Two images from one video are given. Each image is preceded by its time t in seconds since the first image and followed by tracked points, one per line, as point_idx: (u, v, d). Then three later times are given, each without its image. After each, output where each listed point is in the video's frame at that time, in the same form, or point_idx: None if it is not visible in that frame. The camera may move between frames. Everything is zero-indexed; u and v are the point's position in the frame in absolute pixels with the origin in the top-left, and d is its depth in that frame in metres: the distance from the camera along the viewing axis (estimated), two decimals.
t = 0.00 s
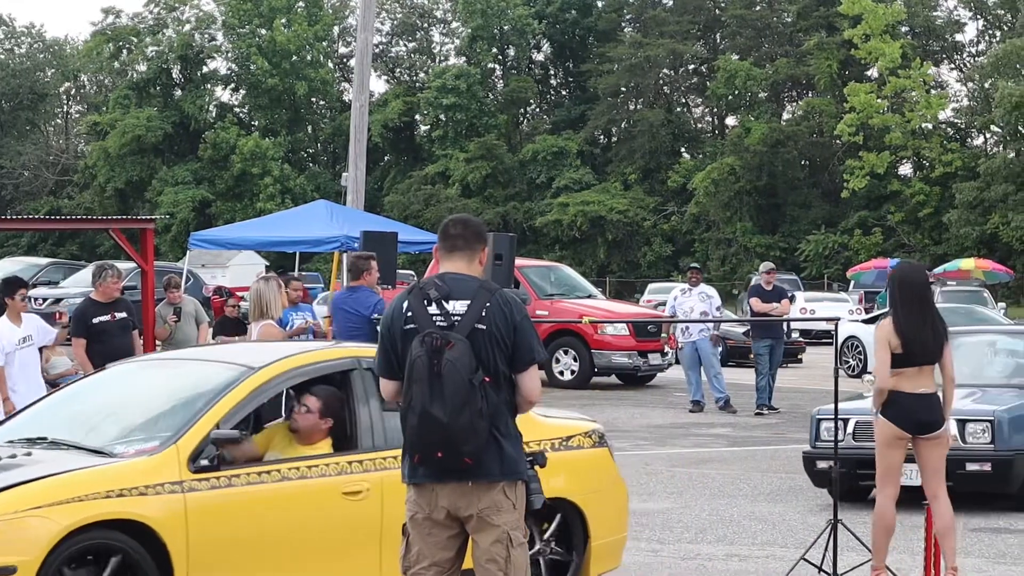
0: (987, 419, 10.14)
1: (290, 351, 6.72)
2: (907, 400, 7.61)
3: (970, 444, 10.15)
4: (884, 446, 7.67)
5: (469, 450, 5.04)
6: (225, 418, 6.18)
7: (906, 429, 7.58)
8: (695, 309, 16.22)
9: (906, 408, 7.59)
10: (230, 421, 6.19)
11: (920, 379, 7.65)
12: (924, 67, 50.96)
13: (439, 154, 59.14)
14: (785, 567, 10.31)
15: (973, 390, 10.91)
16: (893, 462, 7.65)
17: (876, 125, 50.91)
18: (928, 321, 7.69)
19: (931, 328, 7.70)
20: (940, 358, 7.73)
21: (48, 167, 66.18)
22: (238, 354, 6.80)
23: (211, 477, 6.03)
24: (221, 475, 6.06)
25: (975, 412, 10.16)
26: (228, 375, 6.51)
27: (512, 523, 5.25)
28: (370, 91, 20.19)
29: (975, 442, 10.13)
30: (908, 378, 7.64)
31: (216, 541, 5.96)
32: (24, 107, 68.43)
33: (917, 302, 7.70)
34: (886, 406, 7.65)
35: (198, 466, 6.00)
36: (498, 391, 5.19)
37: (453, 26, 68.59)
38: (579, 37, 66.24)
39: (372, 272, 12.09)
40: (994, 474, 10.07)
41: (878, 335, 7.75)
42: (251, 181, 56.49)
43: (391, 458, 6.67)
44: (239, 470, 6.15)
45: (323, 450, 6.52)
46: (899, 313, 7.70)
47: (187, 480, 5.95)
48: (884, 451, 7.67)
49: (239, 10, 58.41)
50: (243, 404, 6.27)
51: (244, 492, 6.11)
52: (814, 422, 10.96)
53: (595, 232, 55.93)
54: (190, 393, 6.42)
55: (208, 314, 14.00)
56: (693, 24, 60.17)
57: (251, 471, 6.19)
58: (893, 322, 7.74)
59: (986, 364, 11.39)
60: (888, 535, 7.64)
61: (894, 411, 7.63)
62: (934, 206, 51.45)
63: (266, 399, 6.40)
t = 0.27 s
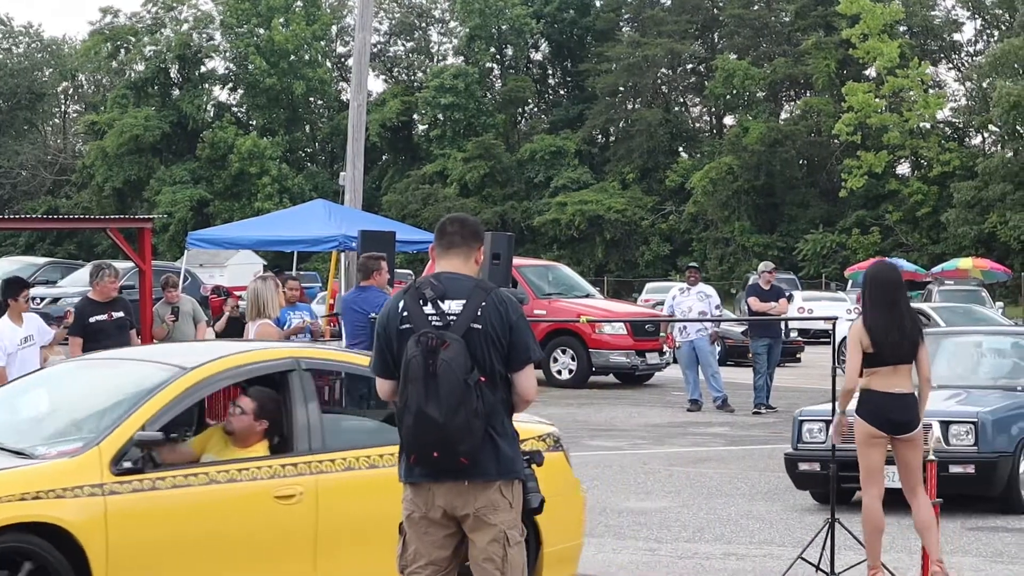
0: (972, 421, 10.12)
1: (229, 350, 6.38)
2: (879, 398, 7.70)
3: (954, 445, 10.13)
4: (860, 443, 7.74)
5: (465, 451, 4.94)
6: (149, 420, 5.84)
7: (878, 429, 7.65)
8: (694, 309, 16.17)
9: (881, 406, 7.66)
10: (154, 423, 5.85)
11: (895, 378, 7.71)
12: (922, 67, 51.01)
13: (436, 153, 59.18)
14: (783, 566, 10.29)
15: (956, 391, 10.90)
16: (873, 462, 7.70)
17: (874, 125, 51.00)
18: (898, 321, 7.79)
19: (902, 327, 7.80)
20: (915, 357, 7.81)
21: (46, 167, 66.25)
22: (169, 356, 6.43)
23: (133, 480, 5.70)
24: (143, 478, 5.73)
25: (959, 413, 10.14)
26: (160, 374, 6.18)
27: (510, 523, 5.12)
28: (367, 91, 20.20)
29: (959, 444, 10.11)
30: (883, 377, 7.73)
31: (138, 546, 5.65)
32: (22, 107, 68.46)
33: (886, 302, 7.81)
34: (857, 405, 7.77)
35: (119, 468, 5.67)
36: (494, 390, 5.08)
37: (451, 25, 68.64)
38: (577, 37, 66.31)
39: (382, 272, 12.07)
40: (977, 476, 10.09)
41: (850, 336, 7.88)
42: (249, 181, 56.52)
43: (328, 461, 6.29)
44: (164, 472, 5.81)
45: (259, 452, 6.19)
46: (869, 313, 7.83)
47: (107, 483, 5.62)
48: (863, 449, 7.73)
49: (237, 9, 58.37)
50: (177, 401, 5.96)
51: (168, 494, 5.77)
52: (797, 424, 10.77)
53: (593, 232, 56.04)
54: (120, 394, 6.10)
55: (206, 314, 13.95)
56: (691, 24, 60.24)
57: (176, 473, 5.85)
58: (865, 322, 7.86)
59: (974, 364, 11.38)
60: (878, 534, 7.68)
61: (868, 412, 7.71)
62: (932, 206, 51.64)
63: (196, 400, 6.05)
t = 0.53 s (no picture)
0: (957, 420, 10.18)
1: (135, 346, 6.27)
2: (870, 395, 7.73)
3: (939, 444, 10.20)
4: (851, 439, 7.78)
5: (463, 447, 5.03)
6: (48, 418, 5.67)
7: (870, 425, 7.70)
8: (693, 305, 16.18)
9: (872, 404, 7.70)
10: (53, 422, 5.69)
11: (886, 376, 7.76)
12: (920, 63, 51.13)
13: (435, 150, 59.21)
14: (783, 563, 10.28)
15: (944, 389, 10.99)
16: (867, 460, 7.74)
17: (873, 121, 51.24)
18: (886, 315, 7.77)
19: (890, 322, 7.78)
20: (905, 353, 7.84)
21: (44, 164, 66.32)
22: (80, 351, 6.28)
23: (31, 479, 5.53)
24: (40, 479, 5.56)
25: (945, 412, 10.20)
26: (64, 370, 6.03)
27: (508, 518, 5.23)
28: (366, 88, 20.20)
29: (945, 443, 10.18)
30: (872, 375, 7.79)
31: (51, 545, 5.53)
32: (20, 104, 68.51)
33: (872, 297, 7.80)
34: (848, 403, 7.80)
35: (15, 468, 5.49)
36: (492, 386, 5.19)
37: (450, 22, 68.65)
38: (575, 33, 66.37)
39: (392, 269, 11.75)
40: (963, 475, 10.14)
41: (838, 334, 7.89)
42: (247, 177, 56.52)
43: (239, 463, 6.24)
44: (64, 472, 5.66)
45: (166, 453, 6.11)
46: (857, 308, 7.82)
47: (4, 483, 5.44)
48: (856, 446, 7.77)
49: (235, 6, 58.30)
50: (87, 395, 5.83)
51: (68, 495, 5.62)
52: (781, 422, 10.72)
53: (591, 228, 56.28)
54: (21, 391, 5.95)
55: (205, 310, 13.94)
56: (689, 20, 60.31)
57: (77, 473, 5.70)
58: (853, 319, 7.86)
59: (967, 360, 11.40)
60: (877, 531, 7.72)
61: (860, 409, 7.72)
62: (931, 202, 51.94)
63: (109, 391, 5.94)
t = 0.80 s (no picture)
0: (942, 409, 10.21)
1: (18, 335, 6.04)
2: (868, 382, 7.71)
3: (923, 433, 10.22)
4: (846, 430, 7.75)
5: (461, 432, 5.10)
6: None
7: (865, 412, 7.68)
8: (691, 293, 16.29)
9: (870, 392, 7.68)
10: None
11: (882, 363, 7.75)
12: (920, 51, 51.30)
13: (434, 137, 59.15)
14: (781, 548, 10.30)
15: (931, 377, 11.04)
16: (862, 449, 7.72)
17: (872, 108, 51.46)
18: (884, 302, 7.77)
19: (889, 310, 7.79)
20: (903, 341, 7.81)
21: (43, 150, 66.42)
22: None
23: None
24: None
25: (929, 402, 10.22)
26: None
27: (506, 505, 5.29)
28: (364, 74, 20.17)
29: (929, 431, 10.21)
30: (869, 361, 7.77)
31: None
32: (19, 90, 68.55)
33: (871, 284, 7.80)
34: (845, 390, 7.79)
35: None
36: (491, 372, 5.26)
37: (449, 9, 68.54)
38: (575, 20, 66.33)
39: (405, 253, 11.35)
40: (948, 464, 10.18)
41: (837, 320, 7.89)
42: (246, 164, 56.51)
43: (119, 455, 5.96)
44: None
45: (42, 442, 5.86)
46: (855, 295, 7.83)
47: None
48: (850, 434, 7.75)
49: None
50: None
51: None
52: (765, 411, 10.67)
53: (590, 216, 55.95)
54: None
55: (203, 297, 13.95)
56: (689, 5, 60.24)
57: None
58: (851, 306, 7.87)
59: (957, 348, 11.43)
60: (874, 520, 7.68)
61: (858, 396, 7.70)
62: (930, 189, 52.22)
63: None
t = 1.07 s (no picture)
0: (916, 396, 10.27)
1: None
2: (858, 364, 8.11)
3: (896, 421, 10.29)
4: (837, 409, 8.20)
5: (449, 415, 5.42)
6: None
7: (856, 395, 8.07)
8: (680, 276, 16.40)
9: (863, 374, 8.07)
10: None
11: (874, 347, 8.13)
12: (909, 36, 52.45)
13: (423, 120, 58.41)
14: (771, 532, 10.33)
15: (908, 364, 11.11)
16: (855, 430, 8.11)
17: (861, 93, 52.46)
18: (875, 287, 8.17)
19: (879, 293, 8.19)
20: (894, 325, 8.19)
21: (32, 133, 66.36)
22: None
23: None
24: None
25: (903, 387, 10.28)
26: None
27: (494, 488, 5.61)
28: (354, 57, 20.19)
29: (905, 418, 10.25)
30: (861, 344, 8.15)
31: None
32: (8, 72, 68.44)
33: (864, 269, 8.21)
34: (837, 370, 8.18)
35: None
36: (479, 356, 5.59)
37: None
38: (565, 4, 66.63)
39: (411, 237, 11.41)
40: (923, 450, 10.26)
41: (830, 303, 8.28)
42: (236, 147, 56.47)
43: None
44: None
45: None
46: (847, 279, 8.23)
47: None
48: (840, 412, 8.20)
49: None
50: None
51: None
52: (737, 396, 10.79)
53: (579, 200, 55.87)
54: None
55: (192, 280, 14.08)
56: None
57: None
58: (844, 289, 8.25)
59: (935, 337, 11.49)
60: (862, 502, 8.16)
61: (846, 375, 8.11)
62: (920, 173, 52.94)
63: None
